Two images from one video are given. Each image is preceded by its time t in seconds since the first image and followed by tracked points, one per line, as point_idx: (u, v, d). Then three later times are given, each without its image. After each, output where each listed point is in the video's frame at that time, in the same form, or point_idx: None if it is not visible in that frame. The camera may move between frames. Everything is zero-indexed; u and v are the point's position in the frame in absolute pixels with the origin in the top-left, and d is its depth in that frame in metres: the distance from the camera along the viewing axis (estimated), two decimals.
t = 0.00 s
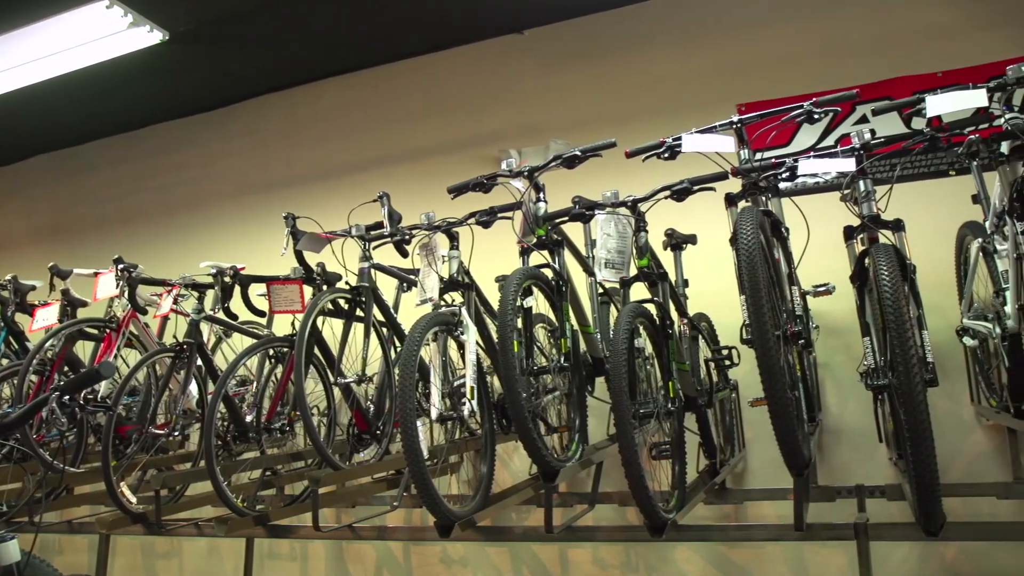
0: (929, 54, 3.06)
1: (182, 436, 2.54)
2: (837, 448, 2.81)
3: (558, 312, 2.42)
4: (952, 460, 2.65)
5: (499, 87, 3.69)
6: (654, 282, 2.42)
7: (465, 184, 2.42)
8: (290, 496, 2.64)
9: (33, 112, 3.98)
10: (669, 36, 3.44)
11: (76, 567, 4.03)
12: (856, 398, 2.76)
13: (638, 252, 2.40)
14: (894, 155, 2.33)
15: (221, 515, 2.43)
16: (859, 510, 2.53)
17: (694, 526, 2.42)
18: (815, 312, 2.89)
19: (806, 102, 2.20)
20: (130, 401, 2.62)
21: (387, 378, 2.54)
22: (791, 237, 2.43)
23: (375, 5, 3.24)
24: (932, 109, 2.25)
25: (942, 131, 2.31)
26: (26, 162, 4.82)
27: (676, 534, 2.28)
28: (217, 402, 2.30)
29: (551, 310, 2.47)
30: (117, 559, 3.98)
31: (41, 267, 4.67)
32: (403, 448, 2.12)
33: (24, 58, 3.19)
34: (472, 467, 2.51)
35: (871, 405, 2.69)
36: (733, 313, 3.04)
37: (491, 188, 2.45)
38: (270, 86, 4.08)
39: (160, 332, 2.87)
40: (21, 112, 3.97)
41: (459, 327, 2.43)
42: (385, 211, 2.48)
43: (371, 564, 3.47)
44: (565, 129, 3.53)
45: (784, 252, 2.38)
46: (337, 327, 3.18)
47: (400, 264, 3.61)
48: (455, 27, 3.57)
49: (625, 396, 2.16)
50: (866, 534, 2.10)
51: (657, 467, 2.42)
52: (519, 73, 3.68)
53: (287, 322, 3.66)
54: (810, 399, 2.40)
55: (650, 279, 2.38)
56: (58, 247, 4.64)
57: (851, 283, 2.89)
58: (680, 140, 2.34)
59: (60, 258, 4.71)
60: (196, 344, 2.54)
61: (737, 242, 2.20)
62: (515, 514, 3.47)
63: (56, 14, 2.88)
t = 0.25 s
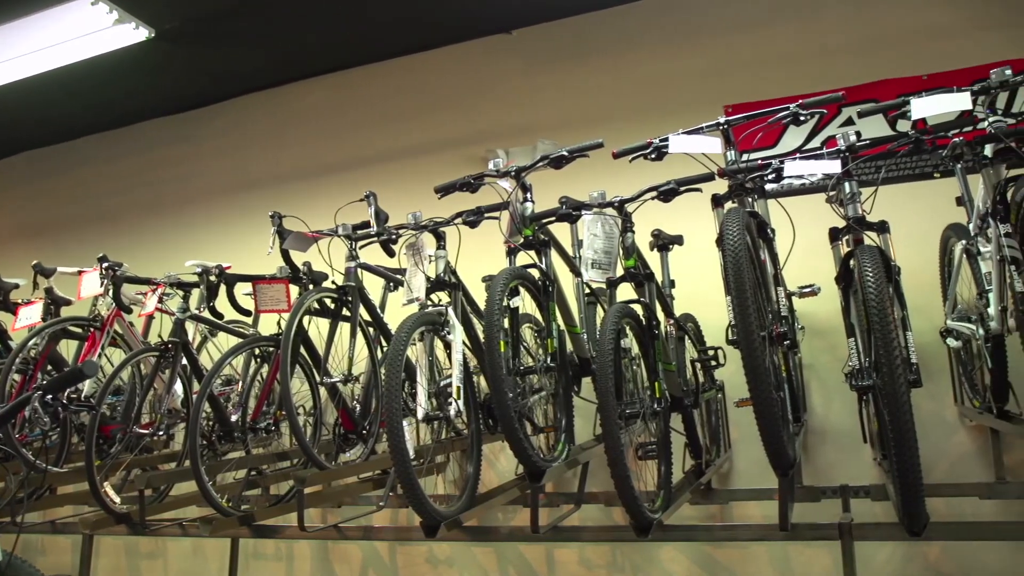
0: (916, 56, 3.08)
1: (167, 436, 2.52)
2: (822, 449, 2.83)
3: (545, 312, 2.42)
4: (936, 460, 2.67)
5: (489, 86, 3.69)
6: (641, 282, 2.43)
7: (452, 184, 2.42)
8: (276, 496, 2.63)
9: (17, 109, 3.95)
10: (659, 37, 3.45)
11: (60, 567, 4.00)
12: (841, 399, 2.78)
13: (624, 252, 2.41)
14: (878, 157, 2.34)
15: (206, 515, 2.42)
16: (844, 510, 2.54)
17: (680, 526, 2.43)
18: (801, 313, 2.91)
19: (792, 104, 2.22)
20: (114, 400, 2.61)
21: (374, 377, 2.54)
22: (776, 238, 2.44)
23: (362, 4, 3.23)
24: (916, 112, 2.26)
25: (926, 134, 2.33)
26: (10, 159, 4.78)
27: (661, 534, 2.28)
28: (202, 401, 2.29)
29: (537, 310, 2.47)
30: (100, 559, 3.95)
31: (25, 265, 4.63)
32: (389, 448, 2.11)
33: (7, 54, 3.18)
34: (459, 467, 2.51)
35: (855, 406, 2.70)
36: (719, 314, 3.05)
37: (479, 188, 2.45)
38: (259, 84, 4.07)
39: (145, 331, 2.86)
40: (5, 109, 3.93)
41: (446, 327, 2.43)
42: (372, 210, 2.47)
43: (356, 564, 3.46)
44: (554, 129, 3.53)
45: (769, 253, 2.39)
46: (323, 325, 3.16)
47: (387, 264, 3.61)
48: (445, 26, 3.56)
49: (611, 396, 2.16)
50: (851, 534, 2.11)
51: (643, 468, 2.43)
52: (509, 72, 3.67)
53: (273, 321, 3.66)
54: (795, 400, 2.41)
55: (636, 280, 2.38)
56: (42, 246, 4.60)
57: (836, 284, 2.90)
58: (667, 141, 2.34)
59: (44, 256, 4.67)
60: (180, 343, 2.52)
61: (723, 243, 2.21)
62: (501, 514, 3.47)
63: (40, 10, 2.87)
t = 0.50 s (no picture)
0: (901, 59, 3.10)
1: (148, 436, 2.50)
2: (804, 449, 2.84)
3: (529, 312, 2.42)
4: (918, 461, 2.69)
5: (477, 86, 3.69)
6: (625, 283, 2.42)
7: (437, 183, 2.42)
8: (258, 496, 2.61)
9: None
10: (647, 37, 3.46)
11: (40, 567, 3.97)
12: (823, 399, 2.79)
13: (609, 253, 2.41)
14: (861, 159, 2.36)
15: (188, 515, 2.40)
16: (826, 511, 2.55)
17: (663, 526, 2.43)
18: (785, 314, 2.92)
19: (776, 106, 2.23)
20: (96, 400, 2.59)
21: (358, 377, 2.53)
22: (760, 240, 2.45)
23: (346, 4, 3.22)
24: (899, 115, 2.28)
25: (908, 136, 2.35)
26: None
27: (644, 534, 2.28)
28: (184, 401, 2.27)
29: (522, 310, 2.47)
30: (80, 559, 3.93)
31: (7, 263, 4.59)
32: (372, 447, 2.11)
33: None
34: (442, 468, 2.51)
35: (837, 407, 2.72)
36: (703, 314, 3.07)
37: (464, 187, 2.46)
38: (247, 82, 4.04)
39: (127, 329, 2.84)
40: None
41: (430, 327, 2.43)
42: (356, 210, 2.47)
43: (339, 564, 3.46)
44: (542, 128, 3.53)
45: (753, 254, 2.40)
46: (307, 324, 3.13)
47: (371, 263, 3.60)
48: (434, 25, 3.56)
49: (595, 396, 2.16)
50: (832, 534, 2.13)
51: (627, 468, 2.43)
52: (498, 71, 3.67)
53: (256, 320, 3.64)
54: (778, 400, 2.42)
55: (621, 280, 2.38)
56: (24, 243, 4.57)
57: (819, 285, 2.92)
58: (651, 142, 2.34)
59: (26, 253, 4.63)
60: (163, 342, 2.52)
61: (707, 244, 2.21)
62: (485, 514, 3.47)
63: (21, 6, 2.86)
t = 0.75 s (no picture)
0: (886, 62, 3.12)
1: (129, 435, 2.48)
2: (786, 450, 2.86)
3: (513, 312, 2.42)
4: (898, 461, 2.71)
5: (465, 85, 3.68)
6: (609, 283, 2.43)
7: (422, 183, 2.42)
8: (239, 496, 2.60)
9: None
10: (635, 38, 3.47)
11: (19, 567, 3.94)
12: (805, 400, 2.81)
13: (592, 253, 2.42)
14: (844, 161, 2.37)
15: (169, 516, 2.38)
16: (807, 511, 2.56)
17: (646, 526, 2.44)
18: (768, 315, 2.94)
19: (759, 108, 2.24)
20: (76, 399, 2.57)
21: (340, 377, 2.53)
22: (743, 241, 2.46)
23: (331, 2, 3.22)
24: (881, 117, 2.30)
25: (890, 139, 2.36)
26: None
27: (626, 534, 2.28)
28: (166, 400, 2.25)
29: (506, 310, 2.47)
30: (60, 559, 3.90)
31: None
32: (355, 447, 2.10)
33: None
34: (425, 468, 2.51)
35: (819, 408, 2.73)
36: (686, 315, 3.08)
37: (448, 187, 2.46)
38: (234, 79, 4.02)
39: (108, 328, 2.82)
40: None
41: (414, 326, 2.43)
42: (340, 209, 2.46)
43: (322, 564, 3.45)
44: (529, 128, 3.53)
45: (736, 255, 2.40)
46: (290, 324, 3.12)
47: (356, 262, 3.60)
48: (423, 24, 3.55)
49: (579, 396, 2.17)
50: (813, 534, 2.14)
51: (610, 468, 2.43)
52: (486, 71, 3.67)
53: (239, 319, 3.63)
54: (761, 401, 2.42)
55: (605, 280, 2.39)
56: (5, 240, 4.52)
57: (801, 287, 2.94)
58: (636, 143, 2.35)
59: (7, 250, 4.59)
60: (144, 341, 2.48)
61: (691, 245, 2.22)
62: (468, 514, 3.47)
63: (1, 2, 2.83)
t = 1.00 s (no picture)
0: (870, 65, 3.14)
1: (111, 435, 2.47)
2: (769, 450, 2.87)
3: (497, 312, 2.42)
4: (880, 462, 2.72)
5: (453, 84, 3.67)
6: (594, 283, 2.43)
7: (407, 182, 2.42)
8: (222, 496, 2.59)
9: None
10: (623, 38, 3.47)
11: None
12: (787, 401, 2.82)
13: (577, 253, 2.42)
14: (828, 163, 2.38)
15: (150, 516, 2.37)
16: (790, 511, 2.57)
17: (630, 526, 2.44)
18: (752, 316, 2.95)
19: (744, 109, 2.25)
20: (57, 398, 2.55)
21: (324, 376, 2.52)
22: (727, 242, 2.47)
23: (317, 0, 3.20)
24: (865, 120, 2.31)
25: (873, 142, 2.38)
26: None
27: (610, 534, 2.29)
28: (148, 399, 2.24)
29: (490, 310, 2.47)
30: (40, 560, 3.88)
31: None
32: (338, 447, 2.09)
33: None
34: (409, 468, 2.51)
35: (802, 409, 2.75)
36: (670, 316, 3.09)
37: (433, 187, 2.45)
38: (222, 76, 4.00)
39: (90, 327, 2.80)
40: None
41: (398, 326, 2.42)
42: (325, 207, 2.45)
43: (304, 564, 3.44)
44: (517, 128, 3.52)
45: (720, 256, 2.41)
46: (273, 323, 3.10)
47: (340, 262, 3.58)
48: (412, 23, 3.54)
49: (563, 396, 2.17)
50: (795, 533, 2.15)
51: (594, 468, 2.44)
52: (475, 70, 3.66)
53: (222, 318, 3.62)
54: (745, 401, 2.43)
55: (589, 281, 2.39)
56: None
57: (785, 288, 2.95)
58: (621, 143, 2.35)
59: None
60: (126, 340, 2.47)
61: (675, 246, 2.23)
62: (452, 514, 3.47)
63: None
